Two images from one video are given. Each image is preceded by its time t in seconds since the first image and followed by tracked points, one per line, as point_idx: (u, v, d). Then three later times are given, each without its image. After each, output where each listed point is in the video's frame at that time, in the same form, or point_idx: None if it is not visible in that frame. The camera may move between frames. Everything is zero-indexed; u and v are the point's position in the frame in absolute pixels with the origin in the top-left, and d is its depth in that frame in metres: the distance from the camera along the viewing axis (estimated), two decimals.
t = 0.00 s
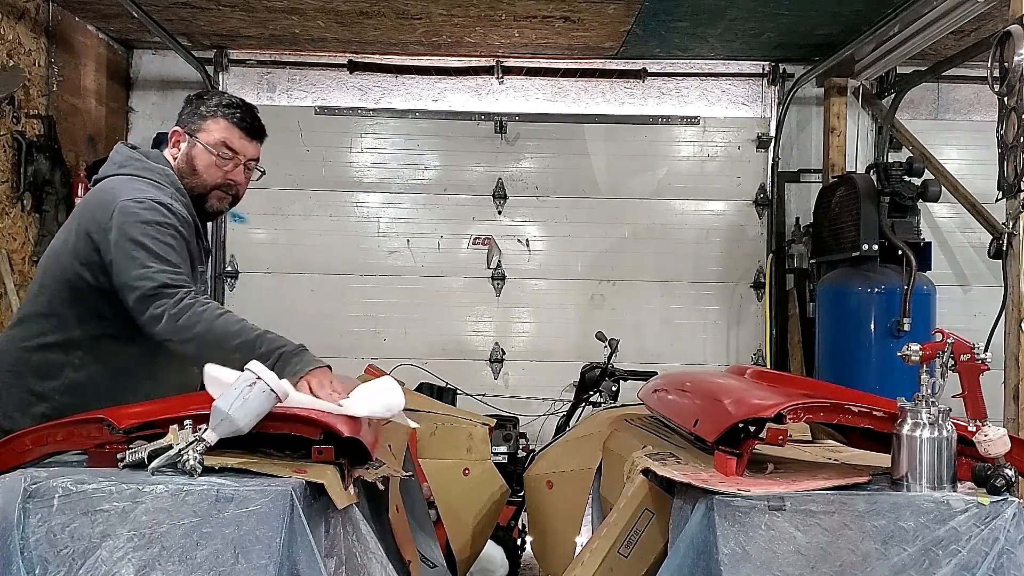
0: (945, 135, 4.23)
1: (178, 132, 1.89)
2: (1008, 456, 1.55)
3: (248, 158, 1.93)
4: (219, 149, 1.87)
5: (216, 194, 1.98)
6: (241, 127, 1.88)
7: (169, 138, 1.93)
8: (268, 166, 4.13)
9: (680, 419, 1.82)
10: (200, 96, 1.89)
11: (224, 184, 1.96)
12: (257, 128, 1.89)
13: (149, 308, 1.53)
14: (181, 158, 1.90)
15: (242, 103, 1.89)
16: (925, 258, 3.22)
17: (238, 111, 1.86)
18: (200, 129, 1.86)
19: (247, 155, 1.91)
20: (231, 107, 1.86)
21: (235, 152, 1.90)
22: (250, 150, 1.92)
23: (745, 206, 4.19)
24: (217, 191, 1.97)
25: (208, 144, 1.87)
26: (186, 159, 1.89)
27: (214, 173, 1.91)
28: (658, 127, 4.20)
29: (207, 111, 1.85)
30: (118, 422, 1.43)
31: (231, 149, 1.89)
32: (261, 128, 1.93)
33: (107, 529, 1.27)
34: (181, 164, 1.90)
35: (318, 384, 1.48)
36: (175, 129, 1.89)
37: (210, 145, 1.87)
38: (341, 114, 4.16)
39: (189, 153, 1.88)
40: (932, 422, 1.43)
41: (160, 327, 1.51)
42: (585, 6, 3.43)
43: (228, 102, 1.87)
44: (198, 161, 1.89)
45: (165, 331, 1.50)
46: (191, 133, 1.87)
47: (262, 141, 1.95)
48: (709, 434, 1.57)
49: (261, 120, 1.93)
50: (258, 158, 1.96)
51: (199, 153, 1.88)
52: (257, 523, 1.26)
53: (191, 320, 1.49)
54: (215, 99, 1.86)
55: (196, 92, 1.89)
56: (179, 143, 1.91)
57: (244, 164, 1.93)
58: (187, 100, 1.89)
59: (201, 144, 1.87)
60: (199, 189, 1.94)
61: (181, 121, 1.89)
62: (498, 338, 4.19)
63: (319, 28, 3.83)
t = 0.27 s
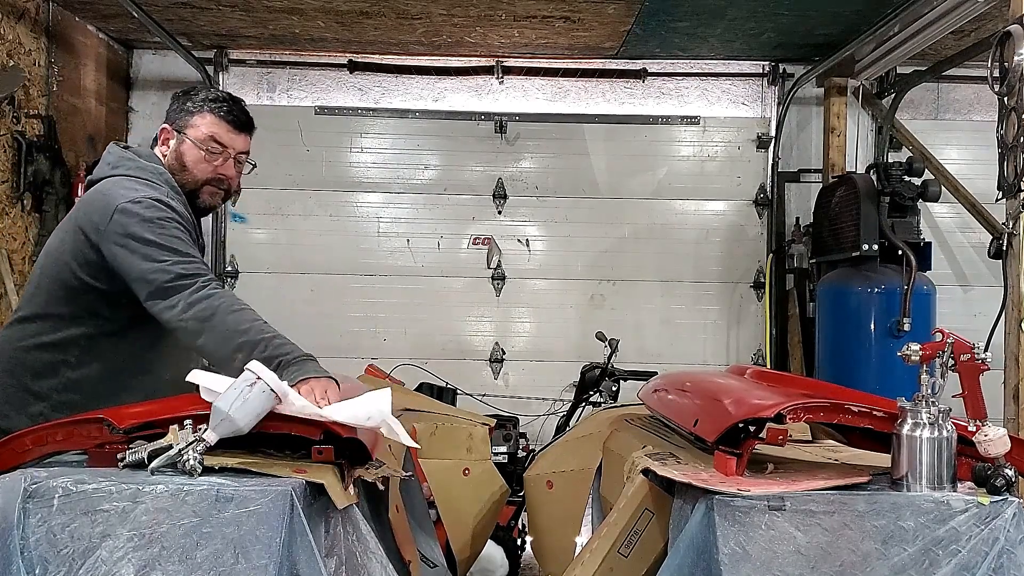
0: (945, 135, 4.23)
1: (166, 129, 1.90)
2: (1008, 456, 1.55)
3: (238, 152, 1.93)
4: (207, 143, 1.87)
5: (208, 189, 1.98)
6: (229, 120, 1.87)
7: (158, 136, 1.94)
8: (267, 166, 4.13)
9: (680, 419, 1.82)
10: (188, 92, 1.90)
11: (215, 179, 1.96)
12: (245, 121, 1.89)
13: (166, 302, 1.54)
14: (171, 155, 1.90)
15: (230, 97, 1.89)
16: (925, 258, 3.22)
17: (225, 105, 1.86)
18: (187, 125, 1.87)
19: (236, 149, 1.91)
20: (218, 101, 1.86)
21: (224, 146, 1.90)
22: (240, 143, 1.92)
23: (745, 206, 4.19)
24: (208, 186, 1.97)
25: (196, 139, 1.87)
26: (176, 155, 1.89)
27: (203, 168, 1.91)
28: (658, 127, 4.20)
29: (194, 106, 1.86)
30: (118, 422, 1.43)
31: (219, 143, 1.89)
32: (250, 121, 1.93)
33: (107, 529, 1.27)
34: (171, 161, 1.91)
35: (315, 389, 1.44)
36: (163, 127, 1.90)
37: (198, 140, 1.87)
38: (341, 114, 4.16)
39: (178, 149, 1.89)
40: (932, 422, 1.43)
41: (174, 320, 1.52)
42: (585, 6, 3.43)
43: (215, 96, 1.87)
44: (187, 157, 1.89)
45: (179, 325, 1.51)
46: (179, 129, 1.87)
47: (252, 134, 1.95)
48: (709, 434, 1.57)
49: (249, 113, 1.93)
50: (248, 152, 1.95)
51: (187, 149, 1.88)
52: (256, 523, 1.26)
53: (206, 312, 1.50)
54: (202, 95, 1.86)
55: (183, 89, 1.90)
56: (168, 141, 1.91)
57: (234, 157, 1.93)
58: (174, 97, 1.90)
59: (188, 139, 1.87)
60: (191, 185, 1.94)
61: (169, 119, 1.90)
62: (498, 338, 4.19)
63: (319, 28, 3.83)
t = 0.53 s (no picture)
0: (945, 135, 4.23)
1: (161, 128, 1.90)
2: (1008, 456, 1.55)
3: (233, 148, 1.93)
4: (202, 140, 1.87)
5: (204, 186, 1.97)
6: (223, 116, 1.88)
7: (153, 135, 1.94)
8: (267, 166, 4.13)
9: (680, 419, 1.82)
10: (181, 90, 1.90)
11: (211, 176, 1.95)
12: (239, 116, 1.89)
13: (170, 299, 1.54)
14: (166, 153, 1.90)
15: (223, 93, 1.89)
16: (925, 258, 3.22)
17: (219, 101, 1.87)
18: (181, 122, 1.87)
19: (230, 144, 1.91)
20: (211, 97, 1.87)
21: (218, 142, 1.90)
22: (234, 139, 1.92)
23: (745, 206, 4.19)
24: (205, 183, 1.97)
25: (190, 136, 1.87)
26: (171, 153, 1.89)
27: (199, 165, 1.91)
28: (658, 127, 4.20)
29: (188, 103, 1.86)
30: (118, 422, 1.43)
31: (213, 139, 1.89)
32: (244, 117, 1.93)
33: (107, 529, 1.27)
34: (166, 159, 1.91)
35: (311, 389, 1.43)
36: (158, 125, 1.90)
37: (192, 136, 1.87)
38: (341, 115, 4.16)
39: (173, 147, 1.89)
40: (932, 423, 1.43)
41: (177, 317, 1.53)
42: (585, 6, 3.43)
43: (208, 92, 1.87)
44: (182, 154, 1.89)
45: (185, 324, 1.52)
46: (173, 127, 1.87)
47: (246, 129, 1.95)
48: (709, 434, 1.57)
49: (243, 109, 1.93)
50: (242, 148, 1.95)
51: (182, 146, 1.88)
52: (256, 523, 1.26)
53: (210, 310, 1.49)
54: (195, 91, 1.87)
55: (176, 87, 1.90)
56: (163, 139, 1.91)
57: (229, 153, 1.93)
58: (167, 95, 1.90)
59: (183, 136, 1.87)
60: (187, 182, 1.94)
61: (163, 117, 1.90)
62: (498, 338, 4.19)
63: (319, 28, 3.83)
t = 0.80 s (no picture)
0: (945, 135, 4.23)
1: (158, 126, 1.90)
2: (1008, 456, 1.55)
3: (230, 145, 1.93)
4: (198, 137, 1.87)
5: (201, 183, 1.98)
6: (219, 114, 1.87)
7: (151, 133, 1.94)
8: (267, 166, 4.13)
9: (680, 419, 1.82)
10: (178, 87, 1.89)
11: (207, 173, 1.96)
12: (236, 113, 1.88)
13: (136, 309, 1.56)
14: (163, 151, 1.91)
15: (220, 90, 1.88)
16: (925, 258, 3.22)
17: (215, 98, 1.85)
18: (177, 121, 1.87)
19: (227, 142, 1.90)
20: (207, 95, 1.86)
21: (215, 139, 1.89)
22: (231, 136, 1.91)
23: (745, 206, 4.19)
24: (201, 180, 1.97)
25: (187, 134, 1.87)
26: (168, 151, 1.90)
27: (196, 162, 1.91)
28: (658, 127, 4.20)
29: (185, 101, 1.85)
30: (118, 422, 1.43)
31: (210, 137, 1.88)
32: (241, 114, 1.92)
33: (107, 529, 1.27)
34: (163, 157, 1.91)
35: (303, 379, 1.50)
36: (155, 123, 1.90)
37: (188, 134, 1.87)
38: (341, 115, 4.17)
39: (170, 145, 1.89)
40: (932, 423, 1.43)
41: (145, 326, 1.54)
42: (585, 6, 3.43)
43: (204, 89, 1.86)
44: (179, 152, 1.89)
45: (152, 332, 1.54)
46: (170, 125, 1.87)
47: (243, 126, 1.94)
48: (709, 434, 1.57)
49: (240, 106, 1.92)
50: (240, 145, 1.95)
51: (178, 144, 1.88)
52: (257, 523, 1.26)
53: (177, 322, 1.51)
54: (192, 89, 1.86)
55: (174, 84, 1.90)
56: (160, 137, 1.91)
57: (226, 151, 1.93)
58: (165, 92, 1.90)
59: (179, 134, 1.87)
60: (183, 179, 1.94)
61: (161, 114, 1.90)
62: (498, 338, 4.19)
63: (319, 28, 3.83)
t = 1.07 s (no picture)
0: (945, 135, 4.23)
1: (149, 125, 1.90)
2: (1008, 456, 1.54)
3: (221, 142, 1.93)
4: (189, 135, 1.87)
5: (192, 181, 1.98)
6: (210, 111, 1.87)
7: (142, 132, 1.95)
8: (267, 166, 4.13)
9: (680, 419, 1.82)
10: (169, 85, 1.90)
11: (198, 171, 1.96)
12: (227, 111, 1.89)
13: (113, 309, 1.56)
14: (154, 150, 1.91)
15: (211, 88, 1.89)
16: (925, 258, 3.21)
17: (205, 95, 1.86)
18: (168, 118, 1.87)
19: (218, 139, 1.91)
20: (197, 92, 1.86)
21: (206, 137, 1.90)
22: (222, 134, 1.91)
23: (744, 206, 4.19)
24: (193, 179, 1.97)
25: (178, 132, 1.87)
26: (159, 150, 1.90)
27: (187, 160, 1.91)
28: (658, 127, 4.20)
29: (176, 99, 1.86)
30: (118, 422, 1.43)
31: (201, 134, 1.88)
32: (232, 111, 1.92)
33: (107, 529, 1.27)
34: (155, 157, 1.91)
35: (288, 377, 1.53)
36: (146, 122, 1.90)
37: (179, 131, 1.87)
38: (341, 115, 4.16)
39: (161, 143, 1.89)
40: (932, 422, 1.43)
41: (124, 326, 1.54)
42: (585, 6, 3.43)
43: (195, 87, 1.87)
44: (170, 151, 1.89)
45: (126, 332, 1.55)
46: (161, 123, 1.88)
47: (234, 124, 1.94)
48: (709, 434, 1.57)
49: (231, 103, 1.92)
50: (231, 142, 1.95)
51: (169, 143, 1.88)
52: (257, 523, 1.26)
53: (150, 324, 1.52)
54: (183, 87, 1.86)
55: (165, 82, 1.90)
56: (151, 136, 1.92)
57: (217, 148, 1.93)
58: (156, 90, 1.90)
59: (170, 132, 1.87)
60: (175, 178, 1.94)
61: (152, 112, 1.90)
62: (498, 338, 4.19)
63: (319, 28, 3.83)
